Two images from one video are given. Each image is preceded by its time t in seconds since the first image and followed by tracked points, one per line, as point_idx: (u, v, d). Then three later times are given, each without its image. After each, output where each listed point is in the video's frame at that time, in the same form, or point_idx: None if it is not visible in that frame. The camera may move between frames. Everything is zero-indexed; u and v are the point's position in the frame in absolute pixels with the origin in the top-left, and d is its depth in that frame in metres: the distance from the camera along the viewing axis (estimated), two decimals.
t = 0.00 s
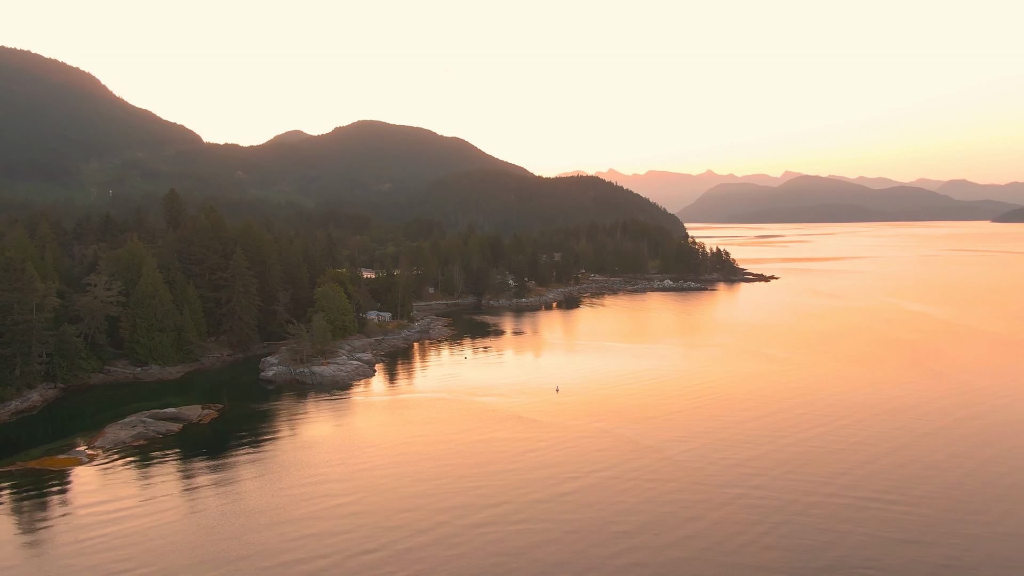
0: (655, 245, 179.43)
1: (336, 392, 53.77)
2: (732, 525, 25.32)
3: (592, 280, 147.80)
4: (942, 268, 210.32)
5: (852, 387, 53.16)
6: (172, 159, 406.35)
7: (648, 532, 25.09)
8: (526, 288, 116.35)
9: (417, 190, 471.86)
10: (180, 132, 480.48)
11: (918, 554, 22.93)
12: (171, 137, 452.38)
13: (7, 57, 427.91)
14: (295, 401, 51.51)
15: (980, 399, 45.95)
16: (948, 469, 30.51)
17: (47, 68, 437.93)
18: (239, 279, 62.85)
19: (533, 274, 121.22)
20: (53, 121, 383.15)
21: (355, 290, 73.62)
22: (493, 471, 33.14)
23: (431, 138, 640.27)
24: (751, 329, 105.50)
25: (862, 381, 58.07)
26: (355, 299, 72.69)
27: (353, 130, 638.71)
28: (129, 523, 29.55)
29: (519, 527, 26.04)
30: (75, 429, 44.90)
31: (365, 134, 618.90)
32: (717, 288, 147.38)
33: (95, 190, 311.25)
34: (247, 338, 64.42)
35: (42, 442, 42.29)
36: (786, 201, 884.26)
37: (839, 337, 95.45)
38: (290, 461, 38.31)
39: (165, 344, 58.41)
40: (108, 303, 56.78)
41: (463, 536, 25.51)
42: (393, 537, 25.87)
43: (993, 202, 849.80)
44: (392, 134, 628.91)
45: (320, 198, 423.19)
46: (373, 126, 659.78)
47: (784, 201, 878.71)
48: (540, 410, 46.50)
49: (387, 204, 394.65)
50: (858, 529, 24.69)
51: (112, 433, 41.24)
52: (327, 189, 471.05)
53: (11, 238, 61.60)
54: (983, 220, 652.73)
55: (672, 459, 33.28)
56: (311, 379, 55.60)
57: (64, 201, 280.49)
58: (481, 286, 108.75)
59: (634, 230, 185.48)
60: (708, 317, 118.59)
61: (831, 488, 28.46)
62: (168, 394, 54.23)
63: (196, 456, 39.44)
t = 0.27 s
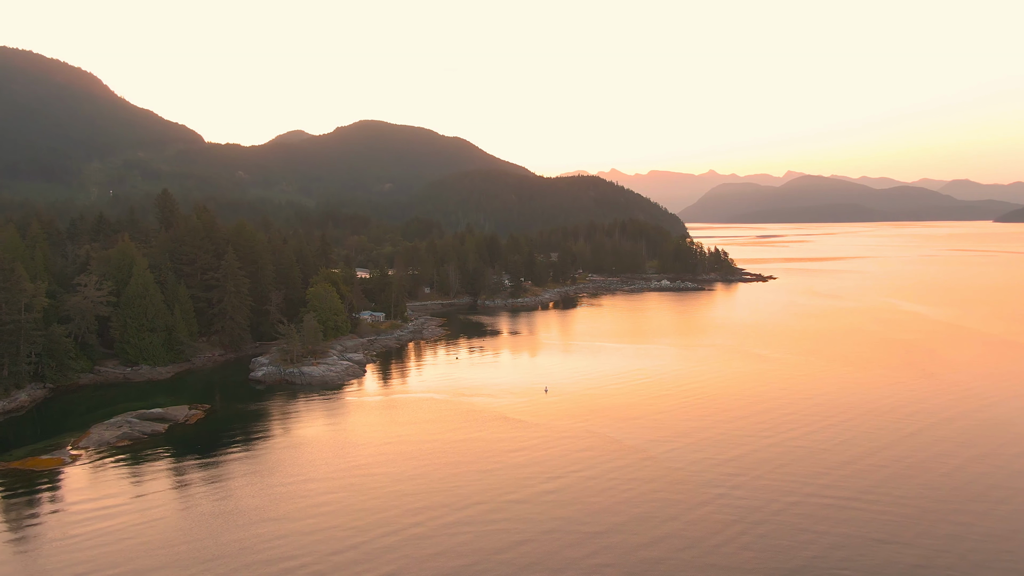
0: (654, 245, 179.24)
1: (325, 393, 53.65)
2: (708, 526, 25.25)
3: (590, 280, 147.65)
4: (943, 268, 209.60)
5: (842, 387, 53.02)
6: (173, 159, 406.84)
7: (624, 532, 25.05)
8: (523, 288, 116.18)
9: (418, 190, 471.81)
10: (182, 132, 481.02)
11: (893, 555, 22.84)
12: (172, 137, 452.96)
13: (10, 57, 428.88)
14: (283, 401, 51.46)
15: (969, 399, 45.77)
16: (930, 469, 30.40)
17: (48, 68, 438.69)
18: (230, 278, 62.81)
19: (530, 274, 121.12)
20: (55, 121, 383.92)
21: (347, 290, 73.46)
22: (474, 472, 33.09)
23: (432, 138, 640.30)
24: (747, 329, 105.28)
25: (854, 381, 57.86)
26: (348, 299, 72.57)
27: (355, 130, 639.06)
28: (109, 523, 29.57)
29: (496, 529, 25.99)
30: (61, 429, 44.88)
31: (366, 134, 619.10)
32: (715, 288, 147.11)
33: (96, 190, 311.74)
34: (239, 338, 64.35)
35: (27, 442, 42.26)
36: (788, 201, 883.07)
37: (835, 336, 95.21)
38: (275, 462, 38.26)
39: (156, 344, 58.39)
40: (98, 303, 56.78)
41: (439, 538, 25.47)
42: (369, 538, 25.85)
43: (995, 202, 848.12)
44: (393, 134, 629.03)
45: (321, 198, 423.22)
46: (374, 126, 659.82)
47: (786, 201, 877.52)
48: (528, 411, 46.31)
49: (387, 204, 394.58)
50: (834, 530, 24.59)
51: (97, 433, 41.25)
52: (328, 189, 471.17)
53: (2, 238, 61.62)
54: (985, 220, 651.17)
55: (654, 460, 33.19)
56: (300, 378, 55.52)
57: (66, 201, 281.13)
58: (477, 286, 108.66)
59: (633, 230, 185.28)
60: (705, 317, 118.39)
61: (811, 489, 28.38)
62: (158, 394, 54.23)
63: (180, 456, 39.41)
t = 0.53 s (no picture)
0: (652, 245, 179.05)
1: (314, 393, 53.61)
2: (686, 528, 25.22)
3: (587, 280, 147.51)
4: (942, 268, 209.13)
5: (832, 388, 52.94)
6: (174, 159, 407.28)
7: (602, 534, 25.03)
8: (518, 288, 116.07)
9: (418, 190, 471.75)
10: (183, 132, 481.59)
11: (869, 555, 22.79)
12: (173, 137, 453.40)
13: (12, 57, 429.54)
14: (271, 401, 51.43)
15: (958, 400, 45.67)
16: (913, 469, 30.34)
17: (49, 68, 439.08)
18: (221, 279, 62.77)
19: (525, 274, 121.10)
20: (57, 120, 384.58)
21: (340, 290, 73.35)
22: (457, 474, 33.08)
23: (433, 138, 640.35)
24: (743, 329, 105.14)
25: (845, 381, 57.74)
26: (340, 299, 72.48)
27: (356, 129, 639.46)
28: (90, 526, 29.60)
29: (473, 530, 26.00)
30: (48, 429, 44.89)
31: (367, 133, 619.34)
32: (712, 288, 146.89)
33: (97, 190, 312.18)
34: (230, 338, 64.31)
35: (13, 442, 42.31)
36: (789, 200, 882.21)
37: (830, 337, 94.87)
38: (260, 463, 38.29)
39: (146, 344, 58.38)
40: (88, 303, 56.81)
41: (417, 539, 25.47)
42: (347, 541, 25.86)
43: (997, 203, 846.49)
44: (393, 133, 629.00)
45: (320, 198, 423.23)
46: (375, 125, 659.87)
47: (787, 201, 877.07)
48: (515, 411, 46.23)
49: (387, 204, 394.53)
50: (812, 531, 24.56)
51: (81, 433, 41.30)
52: (329, 189, 471.30)
53: None
54: (987, 220, 649.95)
55: (637, 461, 33.16)
56: (288, 379, 55.45)
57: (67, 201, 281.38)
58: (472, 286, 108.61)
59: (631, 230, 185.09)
60: (701, 317, 118.15)
61: (791, 489, 28.33)
62: (147, 393, 54.25)
63: (165, 457, 39.45)
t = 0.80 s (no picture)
0: (650, 245, 178.85)
1: (303, 393, 53.53)
2: (662, 529, 25.15)
3: (585, 280, 147.33)
4: (942, 269, 208.70)
5: (822, 388, 52.80)
6: (175, 159, 407.61)
7: (577, 535, 24.99)
8: (514, 289, 115.96)
9: (419, 190, 471.75)
10: (185, 131, 482.04)
11: (844, 556, 22.70)
12: (175, 137, 453.74)
13: (14, 57, 430.26)
14: (259, 402, 51.37)
15: (947, 400, 45.48)
16: (894, 470, 30.22)
17: (51, 68, 439.85)
18: (213, 279, 62.75)
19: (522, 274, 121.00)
20: (58, 120, 385.10)
21: (333, 290, 73.25)
22: (439, 474, 33.01)
23: (434, 138, 640.27)
24: (739, 329, 104.92)
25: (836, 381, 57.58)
26: (333, 299, 72.37)
27: (357, 129, 639.49)
28: (69, 526, 29.60)
29: (450, 531, 25.94)
30: (34, 429, 44.88)
31: (368, 133, 619.44)
32: (710, 288, 146.68)
33: (98, 190, 312.60)
34: (222, 338, 64.29)
35: None
36: (791, 200, 880.85)
37: (826, 337, 94.64)
38: (244, 463, 38.23)
39: (137, 344, 58.37)
40: (78, 303, 56.83)
41: (392, 541, 25.42)
42: (323, 543, 25.81)
43: (999, 202, 844.68)
44: (394, 133, 628.95)
45: (321, 198, 423.26)
46: (376, 125, 660.03)
47: (788, 201, 875.74)
48: (501, 412, 46.14)
49: (388, 203, 394.32)
50: (788, 533, 24.47)
51: (66, 433, 41.36)
52: (330, 189, 471.26)
53: None
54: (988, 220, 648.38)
55: (619, 461, 33.08)
56: (278, 380, 55.38)
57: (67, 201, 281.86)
58: (468, 286, 108.51)
59: (630, 230, 184.82)
60: (698, 317, 117.99)
61: (771, 490, 28.24)
62: (136, 394, 54.20)
63: (149, 458, 39.42)
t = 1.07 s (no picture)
0: (649, 245, 178.64)
1: (292, 394, 53.53)
2: (639, 531, 25.18)
3: (582, 280, 147.18)
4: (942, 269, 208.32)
5: (811, 388, 52.79)
6: (175, 159, 407.86)
7: (554, 537, 25.04)
8: (510, 289, 115.85)
9: (419, 190, 471.83)
10: (186, 131, 482.37)
11: (818, 560, 22.78)
12: (175, 137, 453.84)
13: (15, 57, 430.59)
14: (248, 402, 51.38)
15: (936, 401, 45.30)
16: (875, 472, 30.23)
17: (53, 68, 440.49)
18: (205, 279, 62.70)
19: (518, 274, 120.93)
20: (60, 120, 385.41)
21: (326, 290, 73.17)
22: (421, 475, 33.08)
23: (435, 137, 639.95)
24: (735, 330, 104.75)
25: (827, 381, 57.47)
26: (326, 299, 72.33)
27: (358, 129, 639.54)
28: (51, 527, 29.67)
29: (428, 532, 25.99)
30: (21, 429, 44.89)
31: (369, 134, 619.46)
32: (708, 288, 146.45)
33: (99, 189, 312.74)
34: (214, 339, 64.22)
35: None
36: (792, 200, 879.58)
37: (821, 337, 94.49)
38: (230, 463, 38.27)
39: (128, 344, 58.32)
40: (69, 304, 56.81)
41: (371, 543, 25.43)
42: (302, 546, 25.85)
43: (1001, 202, 842.94)
44: (395, 133, 628.82)
45: (321, 198, 423.18)
46: (377, 125, 659.82)
47: (790, 201, 874.43)
48: (488, 413, 46.01)
49: (388, 203, 394.23)
50: (764, 535, 24.57)
51: (51, 434, 41.42)
52: (330, 189, 471.23)
53: None
54: (991, 220, 646.73)
55: (602, 461, 33.09)
56: (267, 380, 55.35)
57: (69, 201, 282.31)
58: (463, 286, 108.45)
59: (628, 230, 184.56)
60: (694, 317, 117.82)
61: (751, 492, 28.22)
62: (126, 394, 54.15)
63: (135, 458, 39.45)
